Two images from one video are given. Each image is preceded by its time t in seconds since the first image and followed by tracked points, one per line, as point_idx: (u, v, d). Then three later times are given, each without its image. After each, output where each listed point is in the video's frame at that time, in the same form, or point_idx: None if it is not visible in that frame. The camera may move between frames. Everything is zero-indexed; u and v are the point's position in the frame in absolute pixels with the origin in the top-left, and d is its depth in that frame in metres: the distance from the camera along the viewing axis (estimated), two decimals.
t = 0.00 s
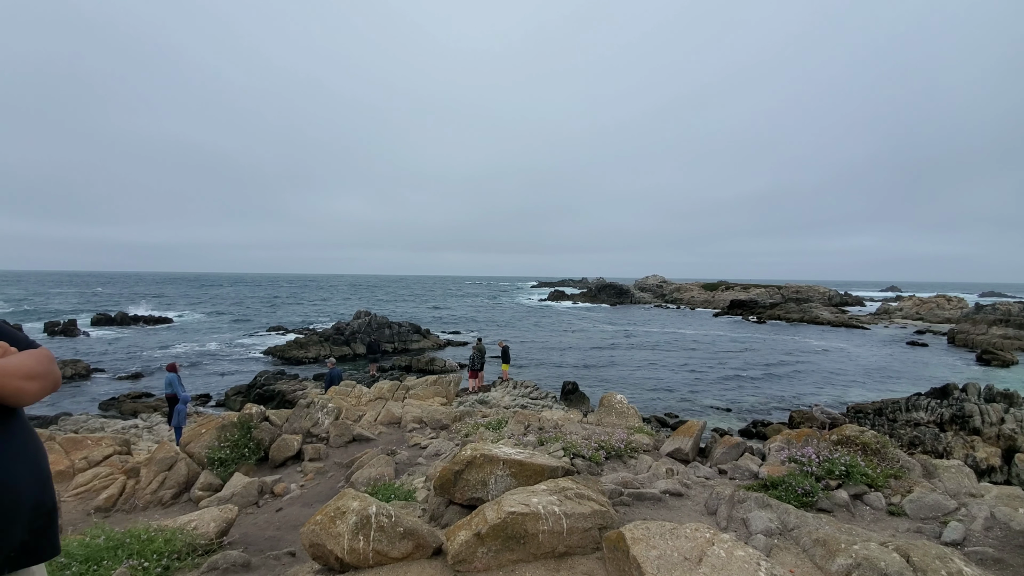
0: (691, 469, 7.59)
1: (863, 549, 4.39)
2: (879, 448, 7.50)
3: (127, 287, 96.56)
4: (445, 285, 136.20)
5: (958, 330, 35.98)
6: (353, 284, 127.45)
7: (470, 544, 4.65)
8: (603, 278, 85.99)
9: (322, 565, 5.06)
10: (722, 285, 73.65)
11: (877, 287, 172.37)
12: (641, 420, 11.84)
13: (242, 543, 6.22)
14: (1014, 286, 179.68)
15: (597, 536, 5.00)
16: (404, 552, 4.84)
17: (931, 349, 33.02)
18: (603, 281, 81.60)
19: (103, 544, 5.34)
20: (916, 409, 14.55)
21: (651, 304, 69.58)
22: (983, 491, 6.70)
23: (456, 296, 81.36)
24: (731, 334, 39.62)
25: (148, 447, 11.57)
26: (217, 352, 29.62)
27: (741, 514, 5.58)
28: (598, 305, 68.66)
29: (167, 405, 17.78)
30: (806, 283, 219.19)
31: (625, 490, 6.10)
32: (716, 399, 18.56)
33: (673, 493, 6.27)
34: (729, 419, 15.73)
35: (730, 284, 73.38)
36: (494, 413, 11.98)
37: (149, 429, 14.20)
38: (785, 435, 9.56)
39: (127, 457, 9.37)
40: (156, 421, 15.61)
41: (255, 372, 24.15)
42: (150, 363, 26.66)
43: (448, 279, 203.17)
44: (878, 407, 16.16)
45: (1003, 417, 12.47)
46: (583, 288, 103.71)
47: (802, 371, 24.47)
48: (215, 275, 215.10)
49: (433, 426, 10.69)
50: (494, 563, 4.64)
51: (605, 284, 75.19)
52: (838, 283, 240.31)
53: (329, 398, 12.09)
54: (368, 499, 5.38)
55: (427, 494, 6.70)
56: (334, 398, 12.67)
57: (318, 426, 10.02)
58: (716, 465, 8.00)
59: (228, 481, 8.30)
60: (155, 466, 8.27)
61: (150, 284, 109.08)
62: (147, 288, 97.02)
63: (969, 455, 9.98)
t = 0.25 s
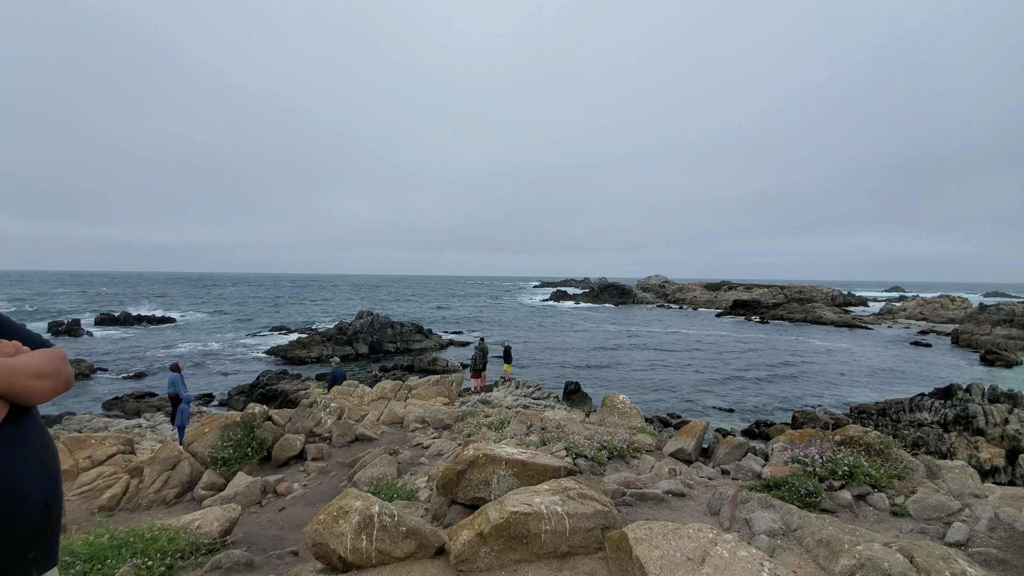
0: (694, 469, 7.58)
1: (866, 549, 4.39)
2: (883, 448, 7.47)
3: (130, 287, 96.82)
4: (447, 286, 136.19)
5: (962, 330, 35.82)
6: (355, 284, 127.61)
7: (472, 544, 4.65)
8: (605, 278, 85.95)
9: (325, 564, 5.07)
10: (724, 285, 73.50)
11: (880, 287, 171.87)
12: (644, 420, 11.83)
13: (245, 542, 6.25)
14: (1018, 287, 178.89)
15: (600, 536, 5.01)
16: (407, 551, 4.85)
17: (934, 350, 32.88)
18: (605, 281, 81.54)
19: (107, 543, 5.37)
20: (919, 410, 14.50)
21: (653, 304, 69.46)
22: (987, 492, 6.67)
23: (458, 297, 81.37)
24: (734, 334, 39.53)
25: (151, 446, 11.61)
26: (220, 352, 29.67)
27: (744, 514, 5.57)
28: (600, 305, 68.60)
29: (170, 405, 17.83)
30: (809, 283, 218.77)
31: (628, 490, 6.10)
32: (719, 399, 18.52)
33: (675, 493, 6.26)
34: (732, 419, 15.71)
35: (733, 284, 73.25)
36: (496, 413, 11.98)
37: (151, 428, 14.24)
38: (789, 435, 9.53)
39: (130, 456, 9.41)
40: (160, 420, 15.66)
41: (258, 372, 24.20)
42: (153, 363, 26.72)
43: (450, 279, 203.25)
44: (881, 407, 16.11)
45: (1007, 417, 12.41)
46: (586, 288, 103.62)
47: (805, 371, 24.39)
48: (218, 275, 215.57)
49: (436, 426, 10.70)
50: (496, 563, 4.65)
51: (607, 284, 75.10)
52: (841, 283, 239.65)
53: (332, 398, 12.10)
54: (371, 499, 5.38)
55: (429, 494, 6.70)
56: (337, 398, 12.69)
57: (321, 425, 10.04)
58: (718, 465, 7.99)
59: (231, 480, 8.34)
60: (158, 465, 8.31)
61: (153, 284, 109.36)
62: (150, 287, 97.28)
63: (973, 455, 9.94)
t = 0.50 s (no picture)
0: (696, 469, 7.59)
1: (868, 550, 4.38)
2: (885, 449, 7.46)
3: (132, 287, 97.00)
4: (448, 286, 136.16)
5: (964, 330, 35.72)
6: (356, 284, 127.75)
7: (474, 544, 4.65)
8: (606, 278, 85.94)
9: (327, 564, 5.08)
10: (726, 285, 73.40)
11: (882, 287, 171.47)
12: (645, 421, 11.82)
13: (247, 542, 6.25)
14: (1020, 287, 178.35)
15: (601, 536, 5.01)
16: (408, 551, 4.86)
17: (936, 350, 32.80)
18: (606, 281, 81.50)
19: (110, 542, 5.38)
20: (921, 410, 14.48)
21: (654, 305, 69.41)
22: (990, 493, 6.66)
23: (459, 297, 81.40)
24: (736, 335, 39.46)
25: (153, 446, 11.64)
26: (221, 352, 29.71)
27: (746, 515, 5.57)
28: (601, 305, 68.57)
29: (172, 405, 17.85)
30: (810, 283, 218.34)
31: (629, 491, 6.10)
32: (720, 400, 18.50)
33: (677, 493, 6.26)
34: (733, 420, 15.71)
35: (734, 284, 73.18)
36: (497, 413, 11.99)
37: (153, 428, 14.28)
38: (791, 435, 9.52)
39: (132, 456, 9.44)
40: (162, 420, 15.69)
41: (259, 372, 24.23)
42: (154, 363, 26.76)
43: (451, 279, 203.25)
44: (883, 408, 16.08)
45: (1010, 418, 12.37)
46: (587, 288, 103.64)
47: (807, 372, 24.34)
48: (219, 274, 215.89)
49: (437, 426, 10.71)
50: (498, 563, 4.65)
51: (608, 284, 75.07)
52: (843, 283, 239.31)
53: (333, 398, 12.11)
54: (373, 499, 5.39)
55: (431, 494, 6.71)
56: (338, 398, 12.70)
57: (323, 425, 10.05)
58: (720, 465, 7.98)
59: (233, 480, 8.35)
60: (161, 465, 8.33)
61: (154, 285, 109.58)
62: (152, 287, 97.49)
63: (975, 456, 9.91)
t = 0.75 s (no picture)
0: (696, 469, 7.59)
1: (870, 550, 4.38)
2: (886, 449, 7.46)
3: (133, 287, 97.04)
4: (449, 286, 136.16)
5: (966, 330, 35.65)
6: (357, 284, 127.80)
7: (475, 544, 4.66)
8: (607, 278, 85.91)
9: (328, 564, 5.08)
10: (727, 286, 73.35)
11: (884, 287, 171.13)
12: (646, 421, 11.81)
13: (249, 542, 6.26)
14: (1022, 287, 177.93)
15: (602, 537, 5.01)
16: (410, 551, 4.86)
17: (938, 350, 32.74)
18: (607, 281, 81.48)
19: (112, 542, 5.39)
20: (923, 411, 14.46)
21: (655, 305, 69.37)
22: (991, 493, 6.64)
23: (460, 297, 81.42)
24: (737, 335, 39.42)
25: (154, 445, 11.66)
26: (222, 352, 29.74)
27: (747, 515, 5.56)
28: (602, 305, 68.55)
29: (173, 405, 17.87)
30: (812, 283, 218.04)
31: (630, 491, 6.10)
32: (721, 400, 18.49)
33: (678, 494, 6.25)
34: (735, 420, 15.70)
35: (735, 284, 73.12)
36: (498, 414, 12.00)
37: (154, 428, 14.30)
38: (792, 436, 9.50)
39: (133, 456, 9.45)
40: (163, 420, 15.71)
41: (260, 372, 24.25)
42: (156, 363, 26.79)
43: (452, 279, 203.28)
44: (885, 408, 16.06)
45: (1011, 418, 12.35)
46: (588, 288, 103.58)
47: (808, 372, 24.30)
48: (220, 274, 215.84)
49: (438, 426, 10.71)
50: (499, 563, 4.65)
51: (609, 284, 75.04)
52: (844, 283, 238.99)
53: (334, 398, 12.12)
54: (374, 499, 5.40)
55: (432, 494, 6.71)
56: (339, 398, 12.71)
57: (324, 425, 10.06)
58: (721, 466, 7.98)
59: (234, 480, 8.36)
60: (162, 465, 8.34)
61: (155, 285, 109.65)
62: (153, 287, 97.54)
63: (977, 456, 9.90)
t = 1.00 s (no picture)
0: (698, 470, 7.59)
1: (871, 551, 4.38)
2: (888, 450, 7.45)
3: (134, 287, 97.16)
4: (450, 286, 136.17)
5: (967, 331, 35.58)
6: (357, 284, 127.86)
7: (477, 544, 4.66)
8: (608, 278, 85.90)
9: (330, 563, 5.09)
10: (728, 286, 73.30)
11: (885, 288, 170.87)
12: (647, 421, 11.81)
13: (250, 541, 6.27)
14: None
15: (603, 537, 5.01)
16: (411, 551, 4.87)
17: (939, 351, 32.69)
18: (608, 281, 81.45)
19: (114, 541, 5.40)
20: (924, 411, 14.45)
21: (656, 305, 69.34)
22: (993, 493, 6.64)
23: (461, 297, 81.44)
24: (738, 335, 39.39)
25: (156, 445, 11.69)
26: (224, 352, 29.78)
27: (748, 516, 5.56)
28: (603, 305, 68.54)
29: (174, 404, 17.89)
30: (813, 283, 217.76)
31: (632, 491, 6.10)
32: (722, 400, 18.48)
33: (679, 494, 6.26)
34: (736, 420, 15.71)
35: (736, 284, 73.08)
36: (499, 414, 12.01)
37: (156, 428, 14.33)
38: (793, 436, 9.50)
39: (135, 455, 9.47)
40: (165, 420, 15.74)
41: (262, 372, 24.28)
42: (157, 363, 26.83)
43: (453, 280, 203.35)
44: (887, 408, 16.04)
45: (1013, 419, 12.33)
46: (589, 288, 103.58)
47: (810, 373, 24.26)
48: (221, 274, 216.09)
49: (439, 426, 10.72)
50: (500, 563, 4.65)
51: (610, 284, 75.03)
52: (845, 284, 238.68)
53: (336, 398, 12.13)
54: (376, 499, 5.40)
55: (433, 494, 6.71)
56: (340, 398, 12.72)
57: (325, 425, 10.07)
58: (722, 466, 7.98)
59: (236, 480, 8.38)
60: (164, 464, 8.36)
61: (156, 285, 109.79)
62: (154, 287, 97.67)
63: (979, 457, 9.89)
